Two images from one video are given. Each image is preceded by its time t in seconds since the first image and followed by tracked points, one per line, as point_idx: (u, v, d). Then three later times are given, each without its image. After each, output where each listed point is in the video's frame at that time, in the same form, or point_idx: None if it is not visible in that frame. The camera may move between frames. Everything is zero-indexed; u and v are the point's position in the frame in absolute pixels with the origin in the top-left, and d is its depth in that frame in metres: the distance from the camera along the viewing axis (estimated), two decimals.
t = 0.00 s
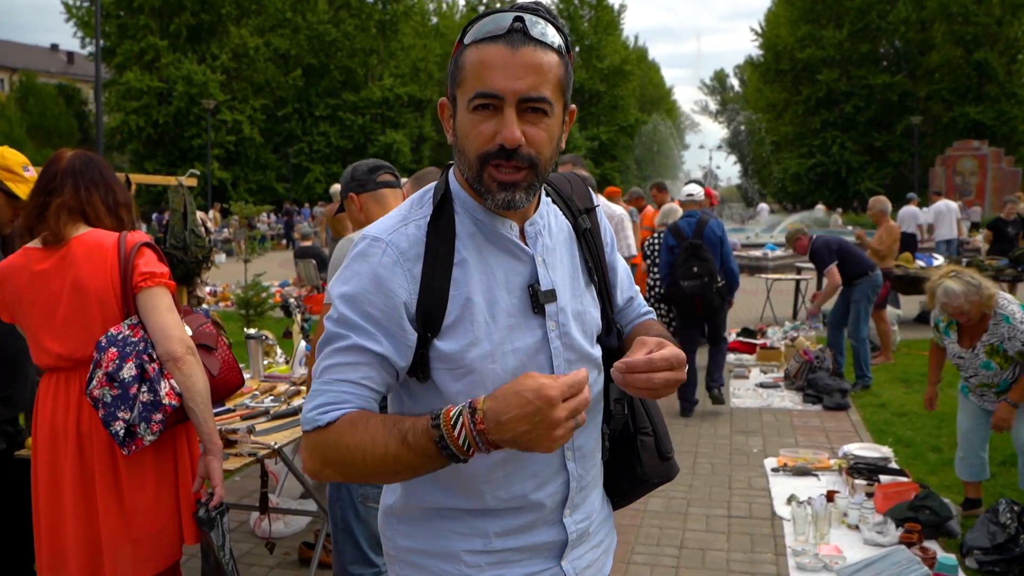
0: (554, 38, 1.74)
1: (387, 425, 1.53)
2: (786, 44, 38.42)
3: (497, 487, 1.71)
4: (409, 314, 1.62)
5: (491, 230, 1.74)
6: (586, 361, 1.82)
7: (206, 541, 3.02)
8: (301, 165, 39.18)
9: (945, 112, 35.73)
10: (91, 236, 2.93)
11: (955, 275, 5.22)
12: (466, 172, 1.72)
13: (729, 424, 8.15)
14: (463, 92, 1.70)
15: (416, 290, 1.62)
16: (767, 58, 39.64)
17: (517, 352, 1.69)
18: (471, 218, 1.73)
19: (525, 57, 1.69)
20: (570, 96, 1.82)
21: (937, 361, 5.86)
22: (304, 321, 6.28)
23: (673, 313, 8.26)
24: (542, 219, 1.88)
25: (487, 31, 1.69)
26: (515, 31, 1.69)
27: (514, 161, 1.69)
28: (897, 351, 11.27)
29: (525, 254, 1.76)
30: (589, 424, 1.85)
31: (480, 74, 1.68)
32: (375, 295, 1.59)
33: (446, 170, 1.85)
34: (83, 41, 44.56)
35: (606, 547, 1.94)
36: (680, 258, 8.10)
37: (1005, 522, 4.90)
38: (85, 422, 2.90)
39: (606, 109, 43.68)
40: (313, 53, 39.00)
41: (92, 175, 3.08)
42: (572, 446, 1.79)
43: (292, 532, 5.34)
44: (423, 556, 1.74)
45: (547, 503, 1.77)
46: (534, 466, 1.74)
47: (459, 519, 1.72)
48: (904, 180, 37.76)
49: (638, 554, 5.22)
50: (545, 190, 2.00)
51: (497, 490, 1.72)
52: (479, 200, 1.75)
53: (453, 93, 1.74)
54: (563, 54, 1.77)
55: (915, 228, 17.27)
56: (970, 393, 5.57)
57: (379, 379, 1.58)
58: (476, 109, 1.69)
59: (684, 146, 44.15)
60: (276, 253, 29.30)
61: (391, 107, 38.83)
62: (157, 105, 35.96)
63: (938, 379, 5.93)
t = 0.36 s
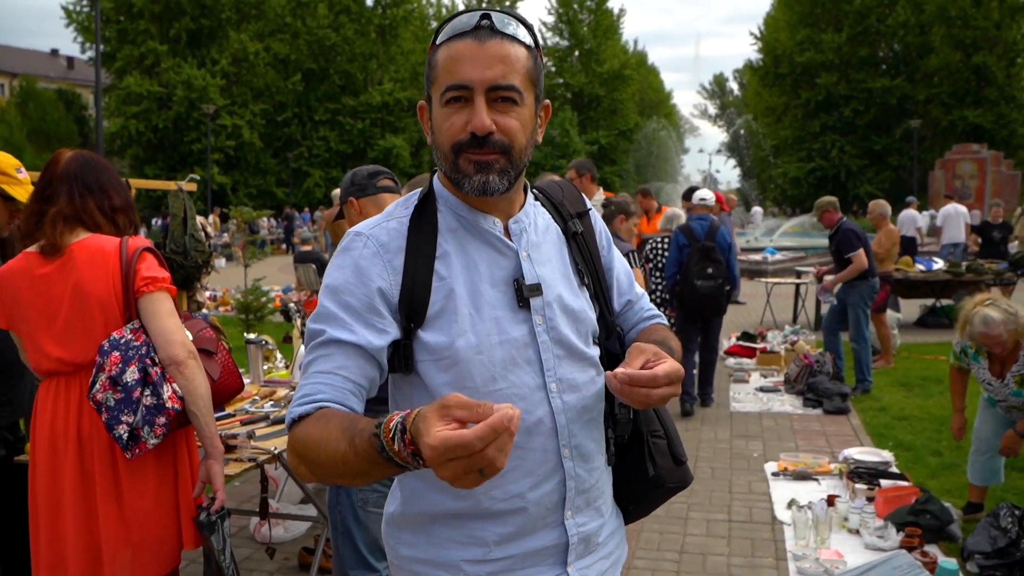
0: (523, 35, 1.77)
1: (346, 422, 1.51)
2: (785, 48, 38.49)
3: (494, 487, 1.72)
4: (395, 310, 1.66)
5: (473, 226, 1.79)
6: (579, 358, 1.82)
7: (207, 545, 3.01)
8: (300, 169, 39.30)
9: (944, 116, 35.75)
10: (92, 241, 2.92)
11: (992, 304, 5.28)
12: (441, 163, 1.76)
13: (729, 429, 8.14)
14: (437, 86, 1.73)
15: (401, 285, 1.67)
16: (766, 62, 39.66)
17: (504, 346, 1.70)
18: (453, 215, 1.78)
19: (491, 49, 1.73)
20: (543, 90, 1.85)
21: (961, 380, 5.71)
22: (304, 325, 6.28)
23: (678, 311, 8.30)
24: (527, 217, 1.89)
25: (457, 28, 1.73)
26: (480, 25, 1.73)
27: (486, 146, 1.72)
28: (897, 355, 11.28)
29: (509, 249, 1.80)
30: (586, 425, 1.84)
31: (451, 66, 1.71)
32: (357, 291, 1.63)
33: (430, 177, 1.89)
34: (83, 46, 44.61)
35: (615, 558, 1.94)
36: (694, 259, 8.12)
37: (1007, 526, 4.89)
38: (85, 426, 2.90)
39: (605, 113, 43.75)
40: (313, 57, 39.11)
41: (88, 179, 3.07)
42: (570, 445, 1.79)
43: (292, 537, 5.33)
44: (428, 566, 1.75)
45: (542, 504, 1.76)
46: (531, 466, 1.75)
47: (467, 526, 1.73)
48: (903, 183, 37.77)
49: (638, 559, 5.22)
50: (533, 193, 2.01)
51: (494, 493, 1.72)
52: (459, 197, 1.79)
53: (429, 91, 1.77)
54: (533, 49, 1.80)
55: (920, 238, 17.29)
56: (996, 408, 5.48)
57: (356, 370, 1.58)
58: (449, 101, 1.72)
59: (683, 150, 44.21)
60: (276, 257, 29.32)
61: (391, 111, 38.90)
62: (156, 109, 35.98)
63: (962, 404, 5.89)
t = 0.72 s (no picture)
0: (515, 50, 1.77)
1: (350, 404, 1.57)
2: (790, 49, 38.42)
3: (485, 486, 1.73)
4: (387, 309, 1.69)
5: (464, 232, 1.78)
6: (572, 356, 1.82)
7: (212, 542, 3.01)
8: (304, 168, 39.81)
9: (950, 118, 35.64)
10: (103, 239, 2.94)
11: None
12: (432, 175, 1.77)
13: (733, 430, 8.14)
14: (427, 106, 1.74)
15: (391, 288, 1.70)
16: (771, 64, 39.59)
17: (493, 347, 1.72)
18: (442, 218, 1.78)
19: (483, 74, 1.72)
20: (536, 101, 1.85)
21: (990, 429, 5.25)
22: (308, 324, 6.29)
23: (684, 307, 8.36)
24: (518, 217, 1.89)
25: (446, 46, 1.72)
26: (473, 48, 1.72)
27: (475, 173, 1.74)
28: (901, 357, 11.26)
29: (497, 250, 1.80)
30: (579, 422, 1.83)
31: (442, 88, 1.72)
32: (350, 290, 1.67)
33: (422, 178, 1.89)
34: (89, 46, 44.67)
35: (618, 554, 1.94)
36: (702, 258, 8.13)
37: (1014, 529, 4.86)
38: (93, 422, 2.90)
39: (610, 114, 43.75)
40: (317, 57, 39.35)
41: (96, 177, 3.07)
42: (563, 443, 1.78)
43: (296, 536, 5.34)
44: (428, 560, 1.77)
45: (535, 502, 1.76)
46: (521, 463, 1.75)
47: (468, 516, 1.74)
48: (909, 186, 37.64)
49: (641, 560, 5.21)
50: (523, 192, 2.00)
51: (486, 488, 1.73)
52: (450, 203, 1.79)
53: (420, 105, 1.77)
54: (525, 65, 1.80)
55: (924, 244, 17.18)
56: None
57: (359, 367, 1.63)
58: (438, 126, 1.73)
59: (688, 151, 44.21)
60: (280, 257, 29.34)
61: (396, 112, 38.92)
62: (161, 109, 36.00)
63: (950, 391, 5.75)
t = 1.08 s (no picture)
0: (518, 62, 1.78)
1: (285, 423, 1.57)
2: (788, 50, 38.44)
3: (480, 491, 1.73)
4: (384, 318, 1.70)
5: (463, 245, 1.78)
6: (566, 366, 1.83)
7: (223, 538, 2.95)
8: (303, 171, 39.75)
9: (948, 118, 35.70)
10: (109, 243, 2.95)
11: None
12: (432, 188, 1.76)
13: (732, 431, 8.14)
14: (428, 123, 1.73)
15: (389, 294, 1.70)
16: (769, 64, 39.60)
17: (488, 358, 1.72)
18: (441, 228, 1.78)
19: (487, 98, 1.71)
20: (537, 114, 1.85)
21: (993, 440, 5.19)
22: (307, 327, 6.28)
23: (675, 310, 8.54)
24: (515, 225, 1.88)
25: (448, 60, 1.72)
26: (475, 68, 1.71)
27: (478, 198, 1.73)
28: (900, 357, 11.26)
29: (494, 263, 1.80)
30: (573, 429, 1.84)
31: (441, 106, 1.71)
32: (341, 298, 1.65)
33: (420, 181, 1.89)
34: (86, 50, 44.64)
35: (605, 549, 1.95)
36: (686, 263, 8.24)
37: (1012, 529, 4.85)
38: (104, 425, 2.90)
39: (608, 115, 43.79)
40: (315, 59, 39.42)
41: (99, 181, 3.08)
42: (556, 452, 1.78)
43: (295, 539, 5.34)
44: (417, 559, 1.77)
45: (530, 510, 1.77)
46: (514, 472, 1.75)
47: (448, 522, 1.75)
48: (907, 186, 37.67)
49: (641, 561, 5.21)
50: (521, 196, 1.99)
51: (479, 494, 1.73)
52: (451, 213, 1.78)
53: (421, 117, 1.76)
54: (529, 82, 1.80)
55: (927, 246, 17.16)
56: None
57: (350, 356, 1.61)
58: (440, 144, 1.72)
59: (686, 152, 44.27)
60: (280, 259, 29.36)
61: (394, 114, 38.96)
62: (159, 111, 36.00)
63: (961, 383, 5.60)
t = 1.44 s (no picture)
0: (512, 49, 1.77)
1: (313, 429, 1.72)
2: (790, 52, 38.40)
3: (476, 500, 1.74)
4: (380, 325, 1.70)
5: (462, 243, 1.78)
6: (568, 372, 1.83)
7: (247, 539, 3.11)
8: (306, 172, 39.80)
9: (951, 119, 35.64)
10: (128, 245, 2.97)
11: None
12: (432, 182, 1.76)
13: (735, 433, 8.13)
14: (425, 112, 1.74)
15: (387, 300, 1.71)
16: (772, 65, 39.57)
17: (487, 363, 1.72)
18: (442, 230, 1.78)
19: (481, 73, 1.72)
20: (535, 103, 1.85)
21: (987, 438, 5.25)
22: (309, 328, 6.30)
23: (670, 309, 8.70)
24: (517, 228, 1.88)
25: (442, 49, 1.72)
26: (470, 47, 1.72)
27: (480, 176, 1.74)
28: (903, 359, 11.24)
29: (497, 265, 1.80)
30: (572, 437, 1.83)
31: (439, 93, 1.72)
32: (334, 310, 1.68)
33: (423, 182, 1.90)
34: (90, 51, 44.77)
35: (604, 562, 1.95)
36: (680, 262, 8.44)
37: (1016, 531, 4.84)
38: (124, 426, 2.92)
39: (610, 116, 43.84)
40: (318, 61, 39.48)
41: (121, 181, 3.11)
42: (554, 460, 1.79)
43: (298, 540, 5.35)
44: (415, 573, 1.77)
45: (526, 520, 1.77)
46: (513, 479, 1.75)
47: (438, 537, 1.75)
48: (910, 187, 37.61)
49: (643, 563, 5.20)
50: (524, 199, 1.99)
51: (475, 504, 1.74)
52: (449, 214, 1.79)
53: (417, 112, 1.77)
54: (522, 65, 1.79)
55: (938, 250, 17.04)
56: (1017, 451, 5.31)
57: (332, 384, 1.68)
58: (438, 128, 1.72)
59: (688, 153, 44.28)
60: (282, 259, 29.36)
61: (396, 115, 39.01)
62: (162, 113, 36.08)
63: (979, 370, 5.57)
